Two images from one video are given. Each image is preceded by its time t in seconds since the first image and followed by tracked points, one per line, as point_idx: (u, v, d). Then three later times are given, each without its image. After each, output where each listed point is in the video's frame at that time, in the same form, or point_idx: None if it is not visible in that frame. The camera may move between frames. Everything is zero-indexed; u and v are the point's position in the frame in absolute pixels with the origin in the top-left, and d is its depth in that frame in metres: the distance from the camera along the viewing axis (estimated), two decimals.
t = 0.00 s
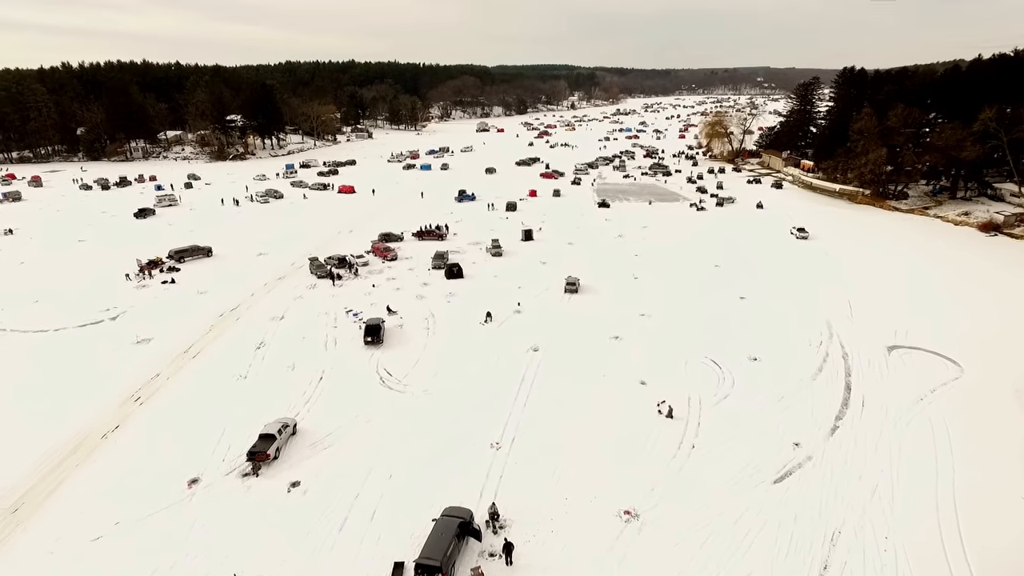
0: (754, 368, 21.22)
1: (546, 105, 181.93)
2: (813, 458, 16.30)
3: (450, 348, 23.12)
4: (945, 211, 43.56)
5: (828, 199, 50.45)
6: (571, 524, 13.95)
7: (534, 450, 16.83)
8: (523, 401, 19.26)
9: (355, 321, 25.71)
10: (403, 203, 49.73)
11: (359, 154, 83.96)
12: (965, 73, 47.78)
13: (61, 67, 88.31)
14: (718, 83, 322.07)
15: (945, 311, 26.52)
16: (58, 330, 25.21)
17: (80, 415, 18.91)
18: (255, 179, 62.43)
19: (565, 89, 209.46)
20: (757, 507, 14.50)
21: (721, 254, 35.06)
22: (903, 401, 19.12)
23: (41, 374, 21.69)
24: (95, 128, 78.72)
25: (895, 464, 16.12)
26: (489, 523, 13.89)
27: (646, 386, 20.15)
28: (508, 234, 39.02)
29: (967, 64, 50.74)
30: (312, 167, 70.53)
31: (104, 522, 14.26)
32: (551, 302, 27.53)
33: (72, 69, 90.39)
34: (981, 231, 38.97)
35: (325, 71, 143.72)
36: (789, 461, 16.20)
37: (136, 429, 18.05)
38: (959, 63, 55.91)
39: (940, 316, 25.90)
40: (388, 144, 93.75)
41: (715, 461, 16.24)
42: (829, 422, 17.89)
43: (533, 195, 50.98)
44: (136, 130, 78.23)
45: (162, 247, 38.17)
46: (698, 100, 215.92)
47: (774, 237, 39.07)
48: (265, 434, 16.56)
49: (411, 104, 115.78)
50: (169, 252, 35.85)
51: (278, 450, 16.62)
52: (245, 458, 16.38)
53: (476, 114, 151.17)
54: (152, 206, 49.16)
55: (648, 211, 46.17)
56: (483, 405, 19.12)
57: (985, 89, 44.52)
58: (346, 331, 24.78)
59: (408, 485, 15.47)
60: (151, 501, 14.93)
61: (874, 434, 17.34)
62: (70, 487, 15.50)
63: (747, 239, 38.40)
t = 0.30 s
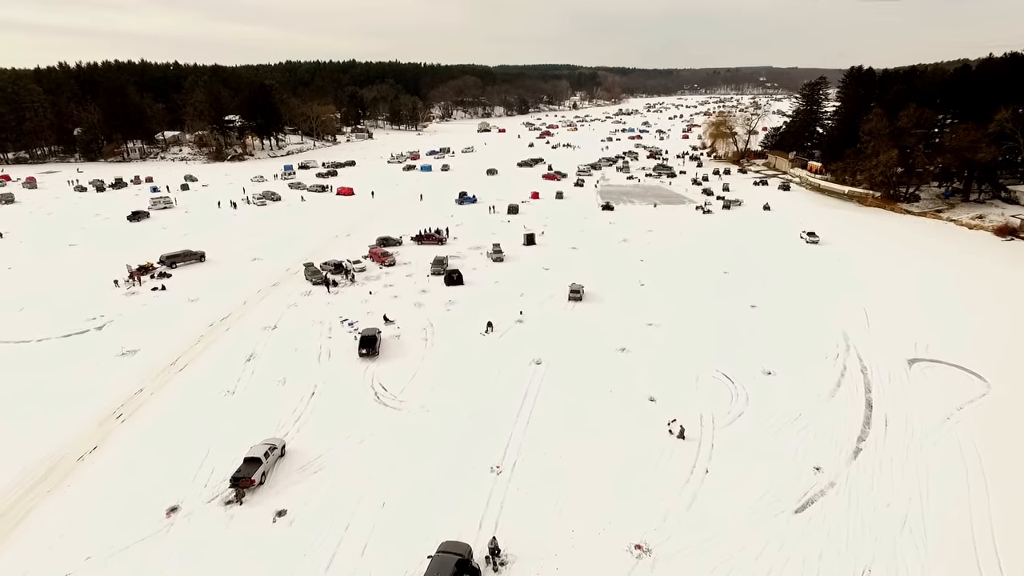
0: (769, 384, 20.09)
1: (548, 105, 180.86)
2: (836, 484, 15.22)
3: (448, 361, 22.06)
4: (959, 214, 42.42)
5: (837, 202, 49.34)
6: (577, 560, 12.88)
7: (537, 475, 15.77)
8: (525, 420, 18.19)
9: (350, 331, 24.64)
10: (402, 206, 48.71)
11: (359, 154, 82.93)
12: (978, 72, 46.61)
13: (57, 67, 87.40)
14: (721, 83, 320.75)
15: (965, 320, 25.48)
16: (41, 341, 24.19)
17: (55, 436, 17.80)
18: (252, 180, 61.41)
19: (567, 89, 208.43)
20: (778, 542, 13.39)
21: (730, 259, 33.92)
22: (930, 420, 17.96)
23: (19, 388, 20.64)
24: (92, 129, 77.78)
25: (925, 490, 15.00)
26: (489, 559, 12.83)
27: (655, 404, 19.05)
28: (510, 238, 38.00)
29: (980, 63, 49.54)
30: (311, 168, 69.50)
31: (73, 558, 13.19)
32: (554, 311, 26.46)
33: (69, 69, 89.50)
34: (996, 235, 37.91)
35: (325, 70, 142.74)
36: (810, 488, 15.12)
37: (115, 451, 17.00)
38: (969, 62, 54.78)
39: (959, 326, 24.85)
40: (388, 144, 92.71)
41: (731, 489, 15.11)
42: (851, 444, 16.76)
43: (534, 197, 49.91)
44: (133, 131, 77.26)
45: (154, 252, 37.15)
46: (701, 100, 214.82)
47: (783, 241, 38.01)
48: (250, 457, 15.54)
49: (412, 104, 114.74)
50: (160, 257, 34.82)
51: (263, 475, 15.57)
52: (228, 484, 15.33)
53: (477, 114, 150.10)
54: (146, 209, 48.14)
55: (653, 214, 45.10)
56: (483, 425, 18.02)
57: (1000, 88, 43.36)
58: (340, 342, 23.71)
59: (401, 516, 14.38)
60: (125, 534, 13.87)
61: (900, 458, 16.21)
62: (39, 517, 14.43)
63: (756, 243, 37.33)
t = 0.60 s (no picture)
0: (785, 401, 19.02)
1: (550, 105, 179.68)
2: (863, 514, 14.15)
3: (447, 375, 20.99)
4: (973, 218, 41.27)
5: (847, 204, 48.20)
6: None
7: (540, 504, 14.70)
8: (527, 441, 17.12)
9: (344, 342, 23.58)
10: (401, 209, 47.65)
11: (358, 155, 81.86)
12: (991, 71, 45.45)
13: (54, 67, 86.46)
14: (724, 83, 319.22)
15: (987, 330, 24.30)
16: (21, 352, 23.15)
17: (27, 458, 16.74)
18: (249, 182, 60.39)
19: (569, 89, 207.29)
20: None
21: (738, 265, 32.81)
22: (959, 442, 16.87)
23: None
24: (88, 130, 76.79)
25: (960, 521, 13.93)
26: None
27: (665, 423, 17.97)
28: (511, 242, 36.92)
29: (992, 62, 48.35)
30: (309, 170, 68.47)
31: None
32: (557, 321, 25.39)
33: (66, 69, 88.54)
34: (1012, 240, 36.71)
35: (326, 70, 141.70)
36: (835, 519, 14.03)
37: (90, 476, 15.93)
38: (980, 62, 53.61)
39: (982, 336, 23.71)
40: (388, 145, 91.68)
41: (750, 520, 14.05)
42: (877, 469, 15.68)
43: (536, 199, 48.83)
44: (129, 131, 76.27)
45: (145, 257, 36.11)
46: (704, 100, 213.35)
47: (792, 245, 36.92)
48: (233, 485, 14.49)
49: (412, 104, 113.66)
50: (151, 262, 33.77)
51: (247, 503, 14.52)
52: (209, 514, 14.28)
53: (479, 114, 149.06)
54: (140, 212, 47.11)
55: (658, 217, 44.00)
56: (483, 447, 16.97)
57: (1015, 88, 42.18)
58: (334, 354, 22.66)
59: (394, 552, 13.32)
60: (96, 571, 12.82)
61: (931, 485, 15.13)
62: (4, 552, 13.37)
63: (764, 248, 36.24)
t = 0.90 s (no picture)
0: (804, 420, 17.92)
1: (552, 105, 178.64)
2: (894, 551, 13.04)
3: (445, 390, 19.92)
4: (987, 221, 40.09)
5: (856, 207, 47.03)
6: None
7: (544, 538, 13.61)
8: (529, 466, 16.01)
9: (337, 355, 22.47)
10: (400, 211, 46.57)
11: (357, 156, 80.79)
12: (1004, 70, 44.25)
13: (50, 67, 85.54)
14: (726, 83, 317.75)
15: (1013, 341, 23.13)
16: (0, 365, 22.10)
17: None
18: (246, 184, 59.35)
19: (571, 89, 206.22)
20: None
21: (748, 271, 31.68)
22: (993, 467, 15.73)
23: None
24: (84, 130, 75.87)
25: (1001, 559, 12.79)
26: None
27: (677, 445, 16.87)
28: (512, 247, 35.83)
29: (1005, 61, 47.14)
30: (307, 171, 67.47)
31: None
32: (561, 331, 24.28)
33: (62, 68, 87.65)
34: None
35: (326, 70, 140.76)
36: (865, 556, 12.93)
37: (60, 505, 14.86)
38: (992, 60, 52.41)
39: (1007, 349, 22.55)
40: (387, 146, 90.64)
41: (772, 557, 12.95)
42: (907, 499, 14.57)
43: (538, 202, 47.75)
44: (125, 132, 75.31)
45: (135, 262, 35.07)
46: (707, 99, 211.99)
47: (802, 250, 35.79)
48: (212, 518, 13.40)
49: (413, 104, 112.61)
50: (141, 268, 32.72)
51: (228, 538, 13.44)
52: (186, 550, 13.19)
53: (480, 114, 147.97)
54: (133, 214, 46.09)
55: (663, 220, 42.90)
56: (483, 472, 15.87)
57: None
58: (327, 368, 21.56)
59: None
60: None
61: (965, 516, 14.03)
62: None
63: (773, 253, 35.12)
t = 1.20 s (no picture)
0: (825, 443, 16.78)
1: (553, 105, 177.68)
2: None
3: (443, 408, 18.82)
4: (1001, 225, 38.93)
5: (866, 210, 45.85)
6: None
7: None
8: (532, 495, 14.90)
9: (330, 369, 21.35)
10: (399, 214, 45.51)
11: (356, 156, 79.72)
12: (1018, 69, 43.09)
13: (46, 67, 84.57)
14: (728, 82, 316.42)
15: None
16: None
17: None
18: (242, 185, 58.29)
19: (572, 89, 205.18)
20: None
21: (758, 278, 30.56)
22: None
23: None
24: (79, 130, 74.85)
25: None
26: None
27: (691, 470, 15.76)
28: (513, 252, 34.75)
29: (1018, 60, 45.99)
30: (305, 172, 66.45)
31: None
32: (564, 343, 23.17)
33: (59, 68, 86.70)
34: None
35: (326, 70, 139.77)
36: None
37: (26, 538, 13.78)
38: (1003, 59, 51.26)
39: None
40: (387, 146, 89.64)
41: None
42: (941, 534, 13.44)
43: (540, 204, 46.67)
44: (121, 132, 74.29)
45: (125, 267, 34.00)
46: (709, 99, 210.81)
47: (812, 255, 34.68)
48: (187, 556, 12.29)
49: (413, 104, 111.58)
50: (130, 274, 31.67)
51: None
52: None
53: (481, 114, 146.92)
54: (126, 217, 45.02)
55: (668, 224, 41.80)
56: (482, 501, 14.76)
57: None
58: (318, 384, 20.45)
59: None
60: None
61: (1006, 554, 12.89)
62: None
63: (782, 258, 34.02)
